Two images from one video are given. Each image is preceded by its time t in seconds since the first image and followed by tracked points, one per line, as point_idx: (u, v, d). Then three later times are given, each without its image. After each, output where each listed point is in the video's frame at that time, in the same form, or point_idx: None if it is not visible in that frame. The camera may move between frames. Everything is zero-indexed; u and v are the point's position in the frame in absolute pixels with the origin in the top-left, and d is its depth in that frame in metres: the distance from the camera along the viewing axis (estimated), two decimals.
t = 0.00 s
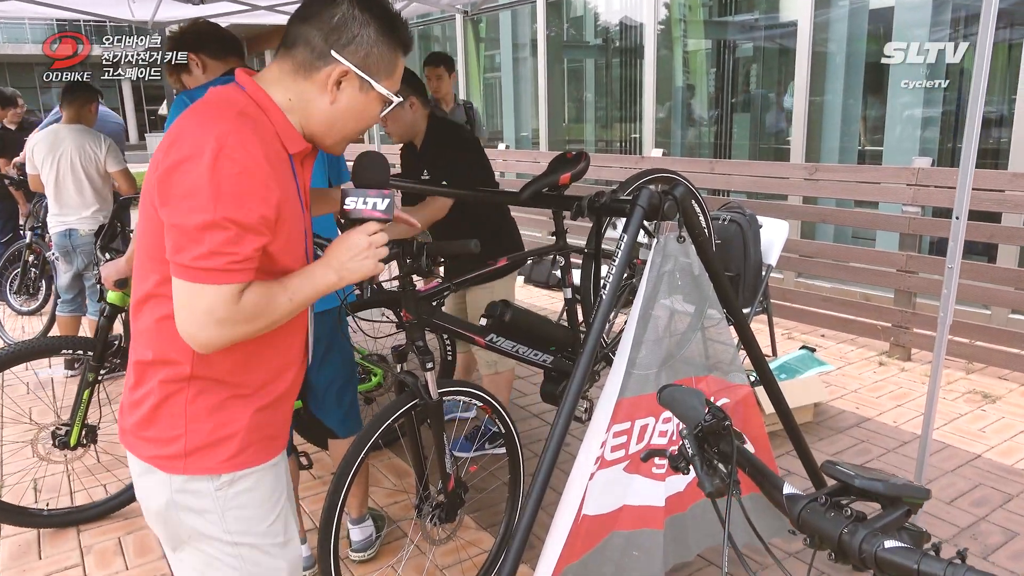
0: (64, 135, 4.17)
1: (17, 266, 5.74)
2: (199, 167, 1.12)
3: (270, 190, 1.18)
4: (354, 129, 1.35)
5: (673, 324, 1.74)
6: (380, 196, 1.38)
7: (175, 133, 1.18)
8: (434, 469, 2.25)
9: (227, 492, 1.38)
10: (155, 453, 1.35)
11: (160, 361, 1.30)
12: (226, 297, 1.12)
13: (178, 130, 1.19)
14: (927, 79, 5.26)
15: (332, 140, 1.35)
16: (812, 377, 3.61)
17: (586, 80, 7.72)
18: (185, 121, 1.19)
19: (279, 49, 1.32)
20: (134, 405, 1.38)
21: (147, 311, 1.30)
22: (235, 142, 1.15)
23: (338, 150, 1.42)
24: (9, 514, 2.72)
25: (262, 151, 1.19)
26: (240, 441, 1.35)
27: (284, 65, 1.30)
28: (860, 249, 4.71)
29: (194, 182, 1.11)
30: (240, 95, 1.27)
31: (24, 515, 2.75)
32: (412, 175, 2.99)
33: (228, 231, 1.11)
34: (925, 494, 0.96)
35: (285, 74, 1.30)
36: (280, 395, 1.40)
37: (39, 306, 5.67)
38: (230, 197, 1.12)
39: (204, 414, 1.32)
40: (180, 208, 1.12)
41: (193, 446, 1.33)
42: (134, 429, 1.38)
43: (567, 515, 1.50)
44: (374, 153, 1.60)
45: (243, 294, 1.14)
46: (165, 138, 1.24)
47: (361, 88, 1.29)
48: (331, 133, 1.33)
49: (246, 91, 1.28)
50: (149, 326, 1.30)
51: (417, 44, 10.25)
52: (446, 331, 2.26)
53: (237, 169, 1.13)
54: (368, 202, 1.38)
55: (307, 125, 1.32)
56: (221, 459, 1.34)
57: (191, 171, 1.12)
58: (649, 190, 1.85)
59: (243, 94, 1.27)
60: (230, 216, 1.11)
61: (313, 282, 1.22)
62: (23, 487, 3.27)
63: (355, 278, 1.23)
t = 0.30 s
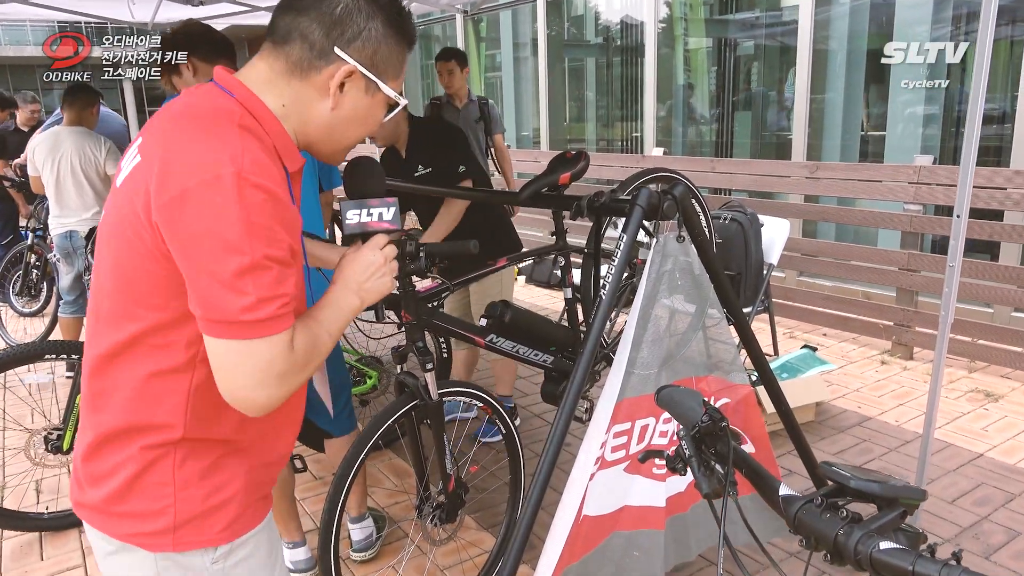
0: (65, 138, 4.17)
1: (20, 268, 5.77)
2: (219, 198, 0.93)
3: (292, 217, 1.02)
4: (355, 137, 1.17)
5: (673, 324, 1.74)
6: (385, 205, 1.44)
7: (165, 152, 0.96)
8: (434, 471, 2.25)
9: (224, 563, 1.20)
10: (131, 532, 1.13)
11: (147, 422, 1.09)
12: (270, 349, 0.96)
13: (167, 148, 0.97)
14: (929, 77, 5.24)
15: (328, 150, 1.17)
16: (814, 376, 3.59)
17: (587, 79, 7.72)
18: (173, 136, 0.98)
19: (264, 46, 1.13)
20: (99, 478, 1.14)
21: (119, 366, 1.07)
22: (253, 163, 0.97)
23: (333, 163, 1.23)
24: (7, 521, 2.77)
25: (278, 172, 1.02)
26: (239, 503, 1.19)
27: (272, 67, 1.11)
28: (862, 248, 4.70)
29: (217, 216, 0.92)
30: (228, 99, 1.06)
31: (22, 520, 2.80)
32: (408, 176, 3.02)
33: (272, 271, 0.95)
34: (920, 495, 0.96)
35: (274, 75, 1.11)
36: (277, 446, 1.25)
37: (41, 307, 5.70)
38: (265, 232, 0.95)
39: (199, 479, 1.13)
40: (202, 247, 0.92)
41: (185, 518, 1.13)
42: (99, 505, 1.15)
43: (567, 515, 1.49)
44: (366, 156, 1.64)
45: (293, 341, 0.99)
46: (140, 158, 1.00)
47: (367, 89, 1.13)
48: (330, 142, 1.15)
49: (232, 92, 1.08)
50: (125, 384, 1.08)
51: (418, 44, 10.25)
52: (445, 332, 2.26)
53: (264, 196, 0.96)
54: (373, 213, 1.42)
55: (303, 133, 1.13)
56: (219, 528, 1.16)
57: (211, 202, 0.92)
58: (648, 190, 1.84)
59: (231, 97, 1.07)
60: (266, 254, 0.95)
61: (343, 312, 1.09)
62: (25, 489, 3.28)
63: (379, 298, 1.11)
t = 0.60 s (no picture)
0: (71, 141, 4.20)
1: (27, 270, 5.82)
2: (204, 239, 0.89)
3: (283, 249, 1.00)
4: (350, 148, 1.16)
5: (676, 327, 1.75)
6: (385, 217, 1.49)
7: (147, 181, 0.92)
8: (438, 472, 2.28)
9: None
10: (106, 558, 1.12)
11: (129, 451, 1.07)
12: (257, 396, 0.95)
13: (149, 176, 0.93)
14: (932, 79, 5.26)
15: (320, 162, 1.15)
16: (817, 378, 3.60)
17: (591, 81, 7.73)
18: (156, 160, 0.94)
19: (260, 48, 1.11)
20: (73, 502, 1.13)
21: (96, 392, 1.05)
22: (243, 196, 0.94)
23: (327, 174, 1.22)
24: (14, 524, 2.80)
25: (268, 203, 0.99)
26: (219, 527, 1.19)
27: (267, 68, 1.09)
28: (865, 250, 4.71)
29: (203, 258, 0.89)
30: (216, 114, 1.02)
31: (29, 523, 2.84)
32: (407, 174, 3.05)
33: (261, 317, 0.93)
34: (914, 491, 0.98)
35: (270, 77, 1.09)
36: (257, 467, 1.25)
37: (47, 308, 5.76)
38: (255, 275, 0.93)
39: (178, 507, 1.13)
40: (186, 290, 0.90)
41: (163, 547, 1.12)
42: (72, 528, 1.13)
43: (569, 514, 1.51)
44: (366, 161, 1.58)
45: (282, 384, 0.99)
46: (118, 179, 0.96)
47: (368, 99, 1.13)
48: (326, 154, 1.14)
49: (223, 102, 1.05)
50: (103, 411, 1.05)
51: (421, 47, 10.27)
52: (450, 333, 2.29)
53: (255, 234, 0.93)
54: (372, 225, 1.48)
55: (296, 143, 1.12)
56: (198, 556, 1.16)
57: (196, 243, 0.89)
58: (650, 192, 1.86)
59: (220, 108, 1.04)
60: (254, 297, 0.93)
61: (336, 334, 1.11)
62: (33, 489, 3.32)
63: (375, 314, 1.14)
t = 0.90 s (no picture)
0: (76, 144, 4.24)
1: (32, 272, 5.85)
2: (193, 242, 0.91)
3: (273, 249, 1.01)
4: (337, 142, 1.18)
5: (679, 328, 1.76)
6: (373, 213, 1.35)
7: (134, 185, 0.94)
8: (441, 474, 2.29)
9: None
10: (106, 566, 1.13)
11: (124, 457, 1.08)
12: (252, 397, 0.97)
13: (136, 180, 0.94)
14: (935, 82, 5.27)
15: (309, 156, 1.17)
16: (819, 380, 3.60)
17: (594, 83, 7.75)
18: (143, 164, 0.95)
19: (241, 47, 1.10)
20: (69, 511, 1.14)
21: (87, 399, 1.05)
22: (231, 197, 0.95)
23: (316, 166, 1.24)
24: (19, 527, 2.81)
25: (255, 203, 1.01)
26: (219, 531, 1.21)
27: (250, 68, 1.09)
28: (868, 252, 4.71)
29: (193, 260, 0.90)
30: (201, 116, 1.04)
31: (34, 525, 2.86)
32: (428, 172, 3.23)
33: (253, 316, 0.95)
34: (913, 489, 0.99)
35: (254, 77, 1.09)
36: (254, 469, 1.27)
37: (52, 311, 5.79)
38: (246, 275, 0.94)
39: (178, 511, 1.14)
40: (176, 292, 0.91)
41: (164, 551, 1.14)
42: (70, 538, 1.14)
43: (572, 514, 1.52)
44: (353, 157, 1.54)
45: (277, 384, 1.01)
46: (105, 184, 0.98)
47: (356, 93, 1.13)
48: (313, 148, 1.16)
49: (206, 104, 1.06)
50: (95, 419, 1.06)
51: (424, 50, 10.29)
52: (456, 336, 2.31)
53: (244, 234, 0.95)
54: (361, 220, 1.32)
55: (285, 139, 1.13)
56: (200, 560, 1.18)
57: (187, 245, 0.90)
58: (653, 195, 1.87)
59: (204, 109, 1.06)
60: (246, 297, 0.94)
61: (328, 332, 1.13)
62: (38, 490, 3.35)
63: (366, 311, 1.15)
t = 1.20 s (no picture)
0: (81, 148, 4.27)
1: (37, 276, 5.88)
2: (219, 236, 0.92)
3: (290, 241, 1.03)
4: (331, 135, 1.20)
5: (682, 331, 1.77)
6: (365, 203, 1.30)
7: (153, 185, 0.95)
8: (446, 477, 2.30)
9: None
10: (128, 565, 1.14)
11: (147, 455, 1.09)
12: (280, 385, 0.99)
13: (156, 181, 0.96)
14: (937, 86, 5.28)
15: (305, 150, 1.19)
16: (822, 383, 3.61)
17: (597, 87, 7.76)
18: (161, 165, 0.96)
19: (239, 48, 1.10)
20: (89, 513, 1.14)
21: (109, 399, 1.07)
22: (250, 192, 0.97)
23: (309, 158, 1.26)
24: (26, 529, 2.83)
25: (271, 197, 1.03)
26: (236, 526, 1.22)
27: (252, 69, 1.10)
28: (870, 256, 4.72)
29: (219, 253, 0.92)
30: (212, 118, 1.05)
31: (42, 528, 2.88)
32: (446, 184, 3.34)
33: (279, 305, 0.97)
34: (915, 490, 1.00)
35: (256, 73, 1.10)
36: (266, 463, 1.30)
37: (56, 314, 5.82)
38: (270, 265, 0.96)
39: (198, 507, 1.16)
40: (202, 286, 0.92)
41: (185, 547, 1.15)
42: (89, 540, 1.14)
43: (575, 517, 1.52)
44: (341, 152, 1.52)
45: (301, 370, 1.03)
46: (123, 186, 0.98)
47: (353, 87, 1.16)
48: (311, 142, 1.18)
49: (209, 103, 1.07)
50: (117, 417, 1.07)
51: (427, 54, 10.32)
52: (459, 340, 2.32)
53: (267, 228, 0.97)
54: (354, 212, 1.28)
55: (286, 136, 1.14)
56: (218, 555, 1.19)
57: (211, 239, 0.92)
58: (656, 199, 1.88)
59: (207, 109, 1.06)
60: (271, 287, 0.96)
61: (333, 319, 1.14)
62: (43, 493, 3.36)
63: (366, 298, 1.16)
